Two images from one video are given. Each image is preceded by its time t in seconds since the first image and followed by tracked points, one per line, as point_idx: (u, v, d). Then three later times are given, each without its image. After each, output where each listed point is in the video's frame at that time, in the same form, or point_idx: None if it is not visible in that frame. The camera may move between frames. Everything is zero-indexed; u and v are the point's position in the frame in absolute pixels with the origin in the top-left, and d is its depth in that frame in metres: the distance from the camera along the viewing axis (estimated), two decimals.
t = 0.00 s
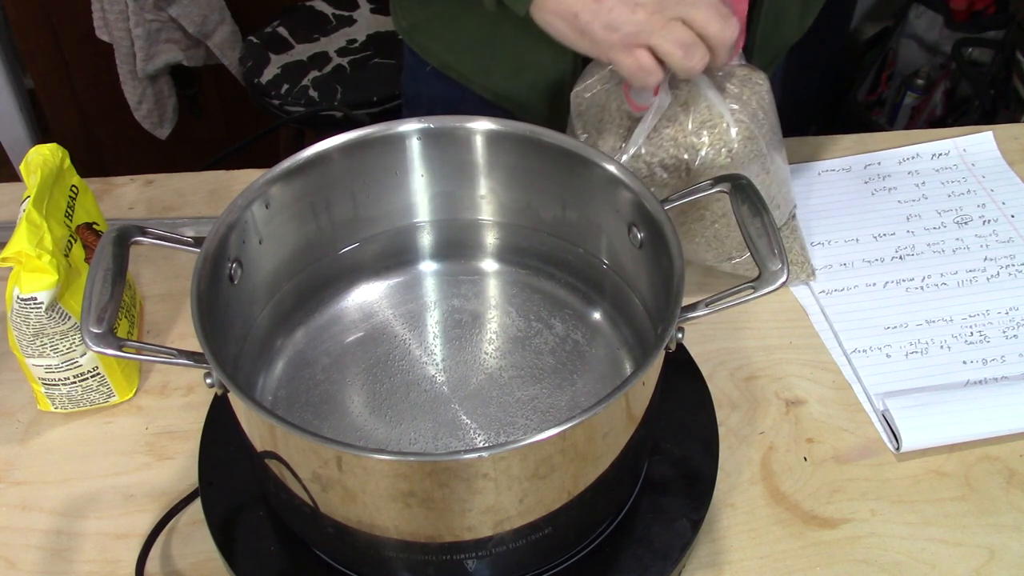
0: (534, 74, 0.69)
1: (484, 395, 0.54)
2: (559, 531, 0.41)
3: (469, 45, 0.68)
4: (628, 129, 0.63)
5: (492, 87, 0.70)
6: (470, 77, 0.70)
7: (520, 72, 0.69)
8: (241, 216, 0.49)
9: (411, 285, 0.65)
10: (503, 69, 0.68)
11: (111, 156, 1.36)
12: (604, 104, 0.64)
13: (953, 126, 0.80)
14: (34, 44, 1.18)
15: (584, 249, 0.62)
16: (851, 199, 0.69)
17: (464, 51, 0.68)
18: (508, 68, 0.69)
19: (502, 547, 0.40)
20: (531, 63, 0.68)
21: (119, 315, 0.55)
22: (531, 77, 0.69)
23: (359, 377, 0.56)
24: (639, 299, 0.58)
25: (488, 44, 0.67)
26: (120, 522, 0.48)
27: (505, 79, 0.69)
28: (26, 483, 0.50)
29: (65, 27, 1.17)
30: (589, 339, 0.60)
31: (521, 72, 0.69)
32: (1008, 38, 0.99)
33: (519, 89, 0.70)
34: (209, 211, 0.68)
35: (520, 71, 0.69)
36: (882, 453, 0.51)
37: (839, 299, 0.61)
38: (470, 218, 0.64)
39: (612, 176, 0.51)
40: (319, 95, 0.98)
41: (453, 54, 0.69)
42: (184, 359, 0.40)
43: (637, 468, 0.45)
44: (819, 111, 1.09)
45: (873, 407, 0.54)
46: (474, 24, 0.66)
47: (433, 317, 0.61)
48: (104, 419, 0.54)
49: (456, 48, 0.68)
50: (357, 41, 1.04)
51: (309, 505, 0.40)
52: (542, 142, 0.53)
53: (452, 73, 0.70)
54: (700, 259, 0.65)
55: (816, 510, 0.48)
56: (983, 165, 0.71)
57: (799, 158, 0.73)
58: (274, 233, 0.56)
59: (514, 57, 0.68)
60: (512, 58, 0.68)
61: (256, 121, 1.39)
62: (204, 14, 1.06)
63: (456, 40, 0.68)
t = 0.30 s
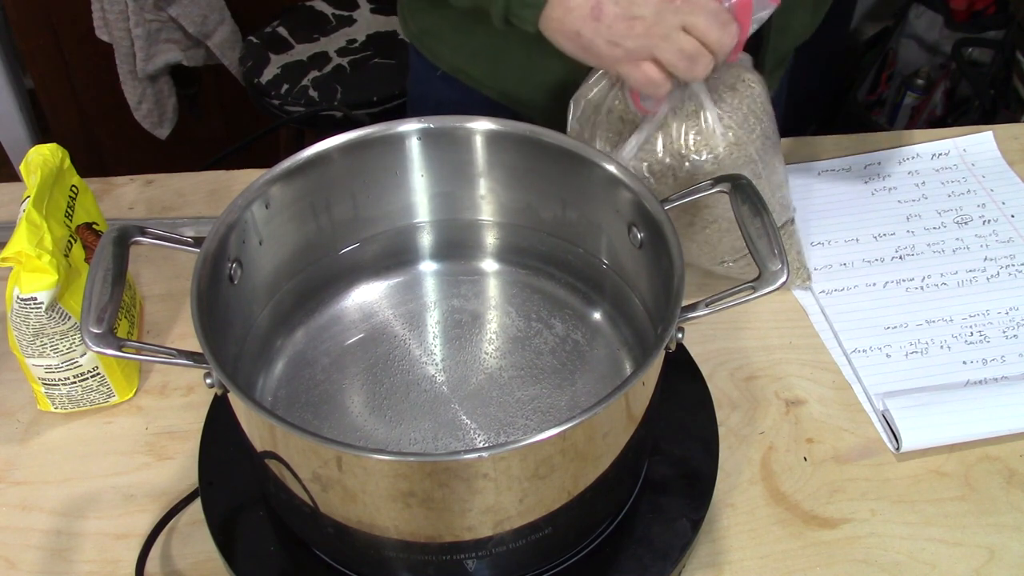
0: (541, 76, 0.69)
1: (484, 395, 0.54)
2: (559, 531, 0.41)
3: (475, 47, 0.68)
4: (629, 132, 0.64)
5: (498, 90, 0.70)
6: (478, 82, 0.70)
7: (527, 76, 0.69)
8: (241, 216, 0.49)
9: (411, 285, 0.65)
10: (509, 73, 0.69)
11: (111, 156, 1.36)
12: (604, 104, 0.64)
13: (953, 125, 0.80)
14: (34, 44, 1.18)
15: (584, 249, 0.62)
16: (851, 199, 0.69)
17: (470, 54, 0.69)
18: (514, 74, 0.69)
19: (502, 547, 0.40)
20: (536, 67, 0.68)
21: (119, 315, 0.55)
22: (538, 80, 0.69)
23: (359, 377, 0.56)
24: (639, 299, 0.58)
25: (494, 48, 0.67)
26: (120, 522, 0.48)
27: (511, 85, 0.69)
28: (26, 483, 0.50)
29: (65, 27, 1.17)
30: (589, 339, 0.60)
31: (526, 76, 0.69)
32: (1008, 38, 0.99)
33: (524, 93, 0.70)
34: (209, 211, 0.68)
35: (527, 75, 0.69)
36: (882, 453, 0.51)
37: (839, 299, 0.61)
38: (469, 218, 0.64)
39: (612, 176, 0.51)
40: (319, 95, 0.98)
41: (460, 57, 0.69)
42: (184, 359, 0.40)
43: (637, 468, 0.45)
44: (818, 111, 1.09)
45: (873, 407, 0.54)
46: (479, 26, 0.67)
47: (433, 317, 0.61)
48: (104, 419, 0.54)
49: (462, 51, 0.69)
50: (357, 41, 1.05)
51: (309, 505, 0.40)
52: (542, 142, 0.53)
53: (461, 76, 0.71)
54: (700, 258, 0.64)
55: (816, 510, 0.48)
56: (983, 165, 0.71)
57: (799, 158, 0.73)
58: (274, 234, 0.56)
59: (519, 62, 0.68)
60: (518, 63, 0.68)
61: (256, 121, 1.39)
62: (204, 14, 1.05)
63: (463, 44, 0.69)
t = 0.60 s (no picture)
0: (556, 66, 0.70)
1: (484, 395, 0.54)
2: (559, 531, 0.41)
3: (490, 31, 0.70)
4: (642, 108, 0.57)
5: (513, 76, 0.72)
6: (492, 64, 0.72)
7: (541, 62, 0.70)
8: (241, 216, 0.49)
9: (411, 285, 0.65)
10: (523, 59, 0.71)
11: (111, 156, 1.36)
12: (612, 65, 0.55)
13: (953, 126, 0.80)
14: (34, 44, 1.18)
15: (584, 249, 0.62)
16: (851, 199, 0.69)
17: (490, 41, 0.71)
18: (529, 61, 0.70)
19: (502, 547, 0.40)
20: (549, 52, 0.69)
21: (119, 315, 0.55)
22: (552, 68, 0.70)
23: (359, 377, 0.56)
24: (639, 299, 0.58)
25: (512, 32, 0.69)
26: (120, 522, 0.48)
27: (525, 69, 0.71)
28: (26, 483, 0.50)
29: (65, 27, 1.17)
30: (589, 339, 0.60)
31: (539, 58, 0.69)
32: (1008, 38, 0.99)
33: (535, 81, 0.71)
34: (209, 211, 0.68)
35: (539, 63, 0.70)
36: (882, 453, 0.51)
37: (839, 299, 0.61)
38: (469, 217, 0.64)
39: (612, 176, 0.51)
40: (319, 95, 0.98)
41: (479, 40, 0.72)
42: (184, 359, 0.40)
43: (637, 468, 0.45)
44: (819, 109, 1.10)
45: (873, 407, 0.54)
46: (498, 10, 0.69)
47: (434, 317, 0.61)
48: (104, 419, 0.54)
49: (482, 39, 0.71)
50: (357, 41, 1.05)
51: (309, 505, 0.40)
52: (543, 142, 0.53)
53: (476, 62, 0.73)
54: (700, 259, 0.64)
55: (816, 510, 0.48)
56: (983, 165, 0.71)
57: (799, 157, 0.73)
58: (275, 234, 0.56)
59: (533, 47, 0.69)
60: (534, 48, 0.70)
61: (256, 121, 1.39)
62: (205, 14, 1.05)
63: (481, 31, 0.71)
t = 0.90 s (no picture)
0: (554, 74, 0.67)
1: (484, 395, 0.54)
2: (559, 531, 0.41)
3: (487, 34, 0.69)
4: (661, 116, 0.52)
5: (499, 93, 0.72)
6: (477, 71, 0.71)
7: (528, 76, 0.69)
8: (241, 216, 0.49)
9: (411, 285, 0.65)
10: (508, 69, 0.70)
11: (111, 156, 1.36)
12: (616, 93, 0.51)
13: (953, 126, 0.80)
14: (34, 44, 1.18)
15: (584, 249, 0.62)
16: (851, 199, 0.69)
17: (478, 49, 0.70)
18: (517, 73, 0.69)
19: (502, 547, 0.40)
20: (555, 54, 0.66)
21: (119, 315, 0.55)
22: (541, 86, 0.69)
23: (359, 377, 0.56)
24: (639, 299, 0.58)
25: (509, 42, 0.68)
26: (120, 522, 0.48)
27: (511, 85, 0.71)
28: (26, 483, 0.50)
29: (64, 27, 1.17)
30: (589, 339, 0.60)
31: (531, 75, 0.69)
32: (1009, 38, 0.99)
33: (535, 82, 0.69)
34: (209, 211, 0.68)
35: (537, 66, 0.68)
36: (882, 453, 0.51)
37: (839, 299, 0.61)
38: (469, 217, 0.64)
39: (612, 176, 0.51)
40: (319, 95, 0.98)
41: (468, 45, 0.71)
42: (184, 359, 0.40)
43: (637, 467, 0.45)
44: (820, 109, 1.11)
45: (873, 407, 0.54)
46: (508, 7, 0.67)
47: (433, 317, 0.61)
48: (104, 419, 0.54)
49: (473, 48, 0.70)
50: (357, 41, 1.05)
51: (309, 505, 0.40)
52: (543, 142, 0.53)
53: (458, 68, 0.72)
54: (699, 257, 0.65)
55: (816, 510, 0.48)
56: (983, 165, 0.71)
57: (800, 157, 0.73)
58: (274, 234, 0.56)
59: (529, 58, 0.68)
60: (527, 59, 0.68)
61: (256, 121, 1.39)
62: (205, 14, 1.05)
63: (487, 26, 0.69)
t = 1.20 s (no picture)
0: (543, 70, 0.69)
1: (484, 395, 0.54)
2: (559, 531, 0.41)
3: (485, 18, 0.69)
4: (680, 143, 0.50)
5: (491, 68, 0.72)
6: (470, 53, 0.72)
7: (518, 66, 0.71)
8: (241, 216, 0.49)
9: (411, 285, 0.65)
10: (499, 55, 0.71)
11: (111, 156, 1.36)
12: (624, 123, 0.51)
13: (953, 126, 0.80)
14: (34, 44, 1.18)
15: (584, 248, 0.62)
16: (851, 200, 0.69)
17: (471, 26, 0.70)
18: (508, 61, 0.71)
19: (502, 547, 0.40)
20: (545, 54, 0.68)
21: (119, 315, 0.55)
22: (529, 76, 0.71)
23: (359, 377, 0.56)
24: (639, 299, 0.58)
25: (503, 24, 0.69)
26: (120, 522, 0.48)
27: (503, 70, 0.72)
28: (26, 483, 0.50)
29: (64, 28, 1.17)
30: (589, 339, 0.60)
31: (522, 64, 0.70)
32: (1008, 38, 0.99)
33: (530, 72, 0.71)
34: (209, 211, 0.68)
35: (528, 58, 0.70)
36: (882, 453, 0.51)
37: (839, 299, 0.61)
38: (469, 217, 0.64)
39: (613, 176, 0.51)
40: (319, 95, 0.98)
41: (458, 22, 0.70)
42: (184, 359, 0.40)
43: (637, 467, 0.45)
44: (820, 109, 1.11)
45: (873, 407, 0.54)
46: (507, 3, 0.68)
47: (434, 317, 0.61)
48: (104, 419, 0.54)
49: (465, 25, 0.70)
50: (357, 41, 1.05)
51: (309, 505, 0.40)
52: (543, 142, 0.53)
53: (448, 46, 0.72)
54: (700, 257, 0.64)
55: (816, 510, 0.48)
56: (983, 165, 0.71)
57: (800, 157, 0.73)
58: (275, 234, 0.56)
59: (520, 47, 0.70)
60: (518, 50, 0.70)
61: (257, 121, 1.39)
62: (204, 14, 1.05)
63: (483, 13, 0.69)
